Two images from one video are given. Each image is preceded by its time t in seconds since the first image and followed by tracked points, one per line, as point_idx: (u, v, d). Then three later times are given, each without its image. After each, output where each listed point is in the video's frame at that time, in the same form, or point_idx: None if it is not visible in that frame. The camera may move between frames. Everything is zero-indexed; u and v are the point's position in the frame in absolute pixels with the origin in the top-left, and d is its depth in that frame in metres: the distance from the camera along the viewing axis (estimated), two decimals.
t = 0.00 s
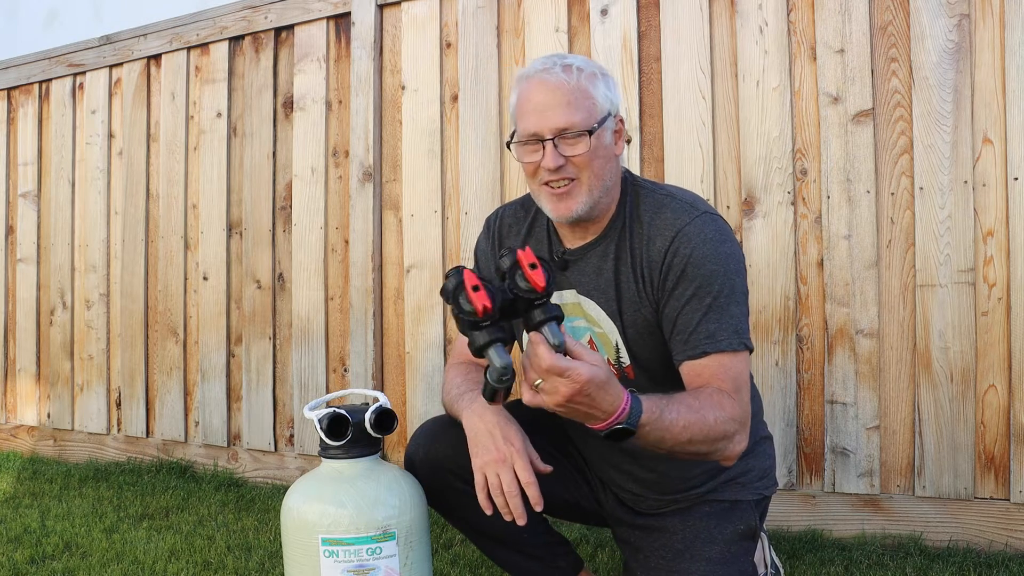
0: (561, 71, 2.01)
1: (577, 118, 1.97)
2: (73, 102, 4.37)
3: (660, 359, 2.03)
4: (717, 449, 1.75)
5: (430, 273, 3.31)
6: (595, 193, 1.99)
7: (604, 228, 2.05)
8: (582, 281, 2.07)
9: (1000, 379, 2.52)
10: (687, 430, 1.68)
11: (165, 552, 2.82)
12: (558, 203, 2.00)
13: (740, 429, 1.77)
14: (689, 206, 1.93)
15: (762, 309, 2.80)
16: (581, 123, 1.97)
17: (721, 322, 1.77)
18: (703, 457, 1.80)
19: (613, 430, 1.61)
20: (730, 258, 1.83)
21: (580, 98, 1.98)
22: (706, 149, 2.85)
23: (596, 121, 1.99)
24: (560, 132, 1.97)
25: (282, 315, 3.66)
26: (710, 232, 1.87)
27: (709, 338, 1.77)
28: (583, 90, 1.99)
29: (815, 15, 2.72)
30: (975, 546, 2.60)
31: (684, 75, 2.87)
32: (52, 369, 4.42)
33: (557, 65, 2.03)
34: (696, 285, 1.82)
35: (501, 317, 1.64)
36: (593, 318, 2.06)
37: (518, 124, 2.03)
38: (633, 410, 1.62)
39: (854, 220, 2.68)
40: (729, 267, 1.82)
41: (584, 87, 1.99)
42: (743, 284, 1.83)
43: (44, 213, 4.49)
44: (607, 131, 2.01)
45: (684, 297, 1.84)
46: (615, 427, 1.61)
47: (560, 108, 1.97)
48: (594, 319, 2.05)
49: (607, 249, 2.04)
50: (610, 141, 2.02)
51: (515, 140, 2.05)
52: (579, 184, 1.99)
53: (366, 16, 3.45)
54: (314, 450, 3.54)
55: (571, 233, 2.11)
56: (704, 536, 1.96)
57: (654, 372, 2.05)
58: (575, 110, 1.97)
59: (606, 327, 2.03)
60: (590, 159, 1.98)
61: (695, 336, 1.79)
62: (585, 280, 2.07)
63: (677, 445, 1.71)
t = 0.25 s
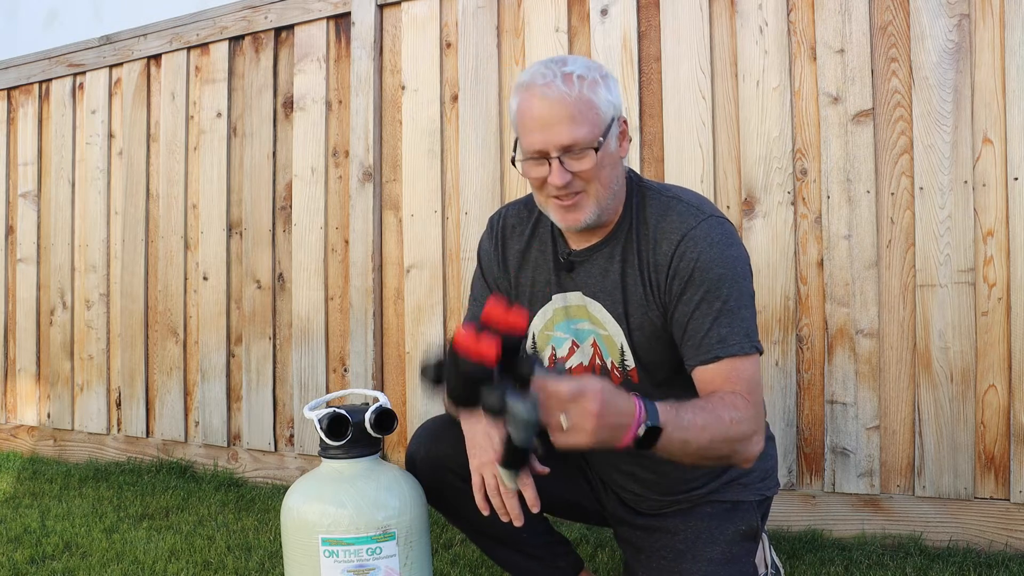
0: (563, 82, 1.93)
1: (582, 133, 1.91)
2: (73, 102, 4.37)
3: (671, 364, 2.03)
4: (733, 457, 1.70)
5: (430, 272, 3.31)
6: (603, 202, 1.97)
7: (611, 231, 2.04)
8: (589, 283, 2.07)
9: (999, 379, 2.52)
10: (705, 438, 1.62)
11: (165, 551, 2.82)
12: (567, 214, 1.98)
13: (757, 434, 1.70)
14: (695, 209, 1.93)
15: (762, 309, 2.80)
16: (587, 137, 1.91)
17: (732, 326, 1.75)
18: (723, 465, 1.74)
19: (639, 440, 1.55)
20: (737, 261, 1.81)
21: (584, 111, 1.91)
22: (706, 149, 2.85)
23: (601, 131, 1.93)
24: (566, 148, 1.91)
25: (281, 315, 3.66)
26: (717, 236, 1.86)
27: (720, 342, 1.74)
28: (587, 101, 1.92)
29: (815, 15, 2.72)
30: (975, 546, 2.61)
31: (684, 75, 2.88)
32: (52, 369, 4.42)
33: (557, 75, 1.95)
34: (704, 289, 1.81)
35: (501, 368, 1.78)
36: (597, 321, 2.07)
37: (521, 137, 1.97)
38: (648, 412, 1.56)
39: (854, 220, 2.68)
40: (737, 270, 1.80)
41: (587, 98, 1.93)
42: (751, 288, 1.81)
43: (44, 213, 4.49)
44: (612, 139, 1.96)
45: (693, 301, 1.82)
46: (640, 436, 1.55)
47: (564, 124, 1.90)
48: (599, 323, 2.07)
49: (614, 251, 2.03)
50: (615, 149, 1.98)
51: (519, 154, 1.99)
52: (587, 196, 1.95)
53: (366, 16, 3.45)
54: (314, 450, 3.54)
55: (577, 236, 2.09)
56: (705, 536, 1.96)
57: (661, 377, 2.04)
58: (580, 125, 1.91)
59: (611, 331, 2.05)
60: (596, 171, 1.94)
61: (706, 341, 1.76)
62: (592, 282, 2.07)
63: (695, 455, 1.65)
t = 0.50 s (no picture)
0: (574, 99, 1.77)
1: (600, 154, 1.78)
2: (73, 102, 4.37)
3: (679, 373, 1.98)
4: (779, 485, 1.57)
5: (430, 272, 3.31)
6: (618, 217, 1.88)
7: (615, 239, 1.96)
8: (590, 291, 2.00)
9: (999, 379, 2.52)
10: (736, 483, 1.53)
11: (165, 551, 2.82)
12: (582, 232, 1.89)
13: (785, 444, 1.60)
14: (693, 222, 1.85)
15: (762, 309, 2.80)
16: (606, 158, 1.79)
17: (747, 338, 1.66)
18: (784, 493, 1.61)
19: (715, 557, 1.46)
20: (741, 272, 1.73)
21: (601, 130, 1.78)
22: (706, 149, 2.85)
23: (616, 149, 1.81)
24: (586, 170, 1.78)
25: (282, 315, 3.66)
26: (716, 249, 1.78)
27: (736, 357, 1.65)
28: (600, 118, 1.78)
29: (815, 15, 2.72)
30: (975, 546, 2.61)
31: (684, 75, 2.88)
32: (52, 369, 4.42)
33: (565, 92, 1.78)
34: (710, 305, 1.72)
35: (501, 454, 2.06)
36: (596, 327, 2.00)
37: (532, 155, 1.81)
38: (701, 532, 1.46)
39: (854, 220, 2.68)
40: (742, 281, 1.71)
41: (603, 114, 1.78)
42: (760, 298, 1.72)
43: (44, 213, 4.49)
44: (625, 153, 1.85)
45: (700, 319, 1.74)
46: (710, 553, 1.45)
47: (582, 145, 1.76)
48: (598, 330, 1.99)
49: (615, 261, 1.96)
50: (626, 161, 1.87)
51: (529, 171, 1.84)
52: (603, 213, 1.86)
53: (366, 16, 3.45)
54: (314, 450, 3.54)
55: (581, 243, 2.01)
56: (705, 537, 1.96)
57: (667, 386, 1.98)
58: (597, 145, 1.77)
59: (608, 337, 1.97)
60: (613, 189, 1.83)
61: (722, 358, 1.66)
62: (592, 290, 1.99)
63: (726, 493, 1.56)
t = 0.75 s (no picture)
0: (568, 113, 1.70)
1: (596, 170, 1.71)
2: (73, 102, 4.37)
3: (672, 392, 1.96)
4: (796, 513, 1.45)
5: (430, 272, 3.31)
6: (618, 232, 1.83)
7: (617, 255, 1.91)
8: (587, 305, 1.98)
9: (999, 379, 2.52)
10: (762, 563, 1.38)
11: (165, 551, 2.82)
12: (581, 249, 1.83)
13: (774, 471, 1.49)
14: (684, 248, 1.77)
15: (762, 309, 2.80)
16: (603, 173, 1.72)
17: (734, 367, 1.54)
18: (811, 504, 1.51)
19: None
20: (731, 298, 1.63)
21: (596, 145, 1.71)
22: (706, 149, 2.85)
23: (614, 163, 1.75)
24: (582, 187, 1.71)
25: (282, 315, 3.66)
26: (706, 275, 1.69)
27: (723, 387, 1.53)
28: (597, 133, 1.71)
29: (815, 15, 2.72)
30: (975, 546, 2.61)
31: (684, 75, 2.88)
32: (52, 369, 4.42)
33: (558, 104, 1.71)
34: (697, 333, 1.63)
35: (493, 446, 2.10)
36: (590, 340, 1.98)
37: (528, 174, 1.74)
38: None
39: (854, 220, 2.68)
40: (730, 309, 1.62)
41: (598, 128, 1.71)
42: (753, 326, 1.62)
43: (44, 213, 4.49)
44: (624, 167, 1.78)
45: (688, 347, 1.64)
46: None
47: (578, 161, 1.70)
48: (592, 345, 1.98)
49: (611, 279, 1.91)
50: (625, 175, 1.80)
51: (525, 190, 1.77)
52: (602, 229, 1.80)
53: (366, 16, 3.46)
54: (314, 450, 3.54)
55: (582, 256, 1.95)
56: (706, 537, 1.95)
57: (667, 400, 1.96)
58: (593, 161, 1.71)
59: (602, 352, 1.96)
60: (611, 205, 1.77)
61: (708, 388, 1.55)
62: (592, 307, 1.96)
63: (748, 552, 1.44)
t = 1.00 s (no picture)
0: (511, 128, 1.82)
1: (526, 187, 1.80)
2: (73, 102, 4.37)
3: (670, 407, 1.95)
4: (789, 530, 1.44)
5: (430, 272, 3.31)
6: (567, 249, 1.86)
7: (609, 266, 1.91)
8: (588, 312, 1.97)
9: (999, 379, 2.52)
10: None
11: (165, 552, 2.82)
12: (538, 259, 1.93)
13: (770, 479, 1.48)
14: (681, 259, 1.75)
15: (762, 309, 2.80)
16: (534, 191, 1.80)
17: (727, 383, 1.53)
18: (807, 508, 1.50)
19: None
20: (726, 312, 1.62)
21: (530, 164, 1.79)
22: (706, 149, 2.85)
23: (551, 183, 1.79)
24: (514, 201, 1.83)
25: (282, 315, 3.66)
26: (702, 288, 1.68)
27: (715, 403, 1.52)
28: (532, 151, 1.79)
29: (815, 15, 2.72)
30: (975, 546, 2.61)
31: (684, 75, 2.88)
32: (52, 369, 4.42)
33: (509, 119, 1.84)
34: (691, 347, 1.62)
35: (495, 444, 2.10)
36: (589, 347, 1.98)
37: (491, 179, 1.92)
38: None
39: (854, 220, 2.68)
40: (725, 323, 1.60)
41: (535, 148, 1.79)
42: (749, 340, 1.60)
43: (44, 213, 4.49)
44: (571, 187, 1.80)
45: (681, 361, 1.63)
46: None
47: (511, 175, 1.81)
48: (590, 352, 1.98)
49: (610, 288, 1.91)
50: (578, 196, 1.81)
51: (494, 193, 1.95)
52: (549, 243, 1.87)
53: (366, 16, 3.46)
54: (314, 450, 3.54)
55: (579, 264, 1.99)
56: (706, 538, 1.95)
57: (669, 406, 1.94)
58: (525, 177, 1.80)
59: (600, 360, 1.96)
60: (551, 222, 1.83)
61: (700, 403, 1.55)
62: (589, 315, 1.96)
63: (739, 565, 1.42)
